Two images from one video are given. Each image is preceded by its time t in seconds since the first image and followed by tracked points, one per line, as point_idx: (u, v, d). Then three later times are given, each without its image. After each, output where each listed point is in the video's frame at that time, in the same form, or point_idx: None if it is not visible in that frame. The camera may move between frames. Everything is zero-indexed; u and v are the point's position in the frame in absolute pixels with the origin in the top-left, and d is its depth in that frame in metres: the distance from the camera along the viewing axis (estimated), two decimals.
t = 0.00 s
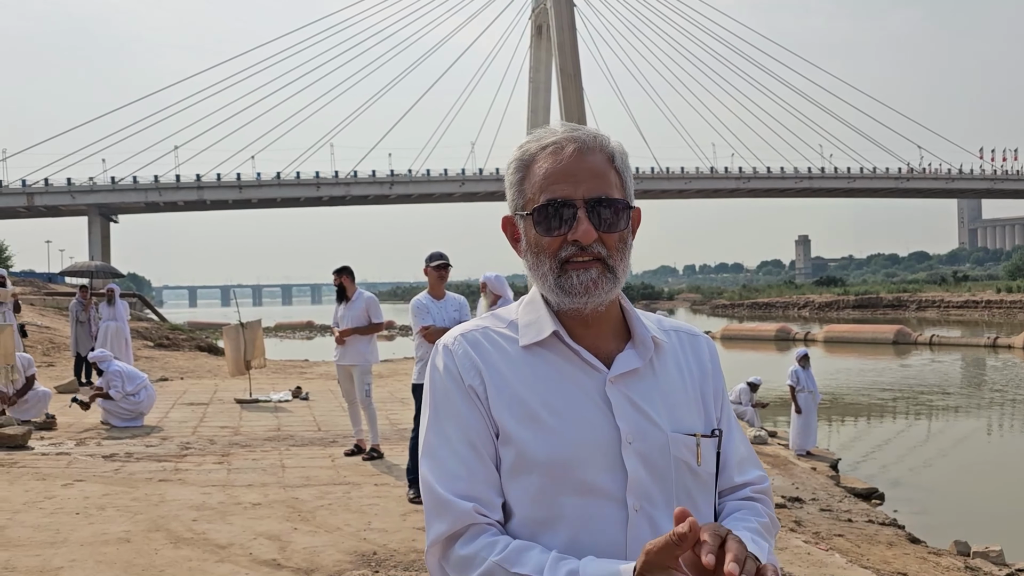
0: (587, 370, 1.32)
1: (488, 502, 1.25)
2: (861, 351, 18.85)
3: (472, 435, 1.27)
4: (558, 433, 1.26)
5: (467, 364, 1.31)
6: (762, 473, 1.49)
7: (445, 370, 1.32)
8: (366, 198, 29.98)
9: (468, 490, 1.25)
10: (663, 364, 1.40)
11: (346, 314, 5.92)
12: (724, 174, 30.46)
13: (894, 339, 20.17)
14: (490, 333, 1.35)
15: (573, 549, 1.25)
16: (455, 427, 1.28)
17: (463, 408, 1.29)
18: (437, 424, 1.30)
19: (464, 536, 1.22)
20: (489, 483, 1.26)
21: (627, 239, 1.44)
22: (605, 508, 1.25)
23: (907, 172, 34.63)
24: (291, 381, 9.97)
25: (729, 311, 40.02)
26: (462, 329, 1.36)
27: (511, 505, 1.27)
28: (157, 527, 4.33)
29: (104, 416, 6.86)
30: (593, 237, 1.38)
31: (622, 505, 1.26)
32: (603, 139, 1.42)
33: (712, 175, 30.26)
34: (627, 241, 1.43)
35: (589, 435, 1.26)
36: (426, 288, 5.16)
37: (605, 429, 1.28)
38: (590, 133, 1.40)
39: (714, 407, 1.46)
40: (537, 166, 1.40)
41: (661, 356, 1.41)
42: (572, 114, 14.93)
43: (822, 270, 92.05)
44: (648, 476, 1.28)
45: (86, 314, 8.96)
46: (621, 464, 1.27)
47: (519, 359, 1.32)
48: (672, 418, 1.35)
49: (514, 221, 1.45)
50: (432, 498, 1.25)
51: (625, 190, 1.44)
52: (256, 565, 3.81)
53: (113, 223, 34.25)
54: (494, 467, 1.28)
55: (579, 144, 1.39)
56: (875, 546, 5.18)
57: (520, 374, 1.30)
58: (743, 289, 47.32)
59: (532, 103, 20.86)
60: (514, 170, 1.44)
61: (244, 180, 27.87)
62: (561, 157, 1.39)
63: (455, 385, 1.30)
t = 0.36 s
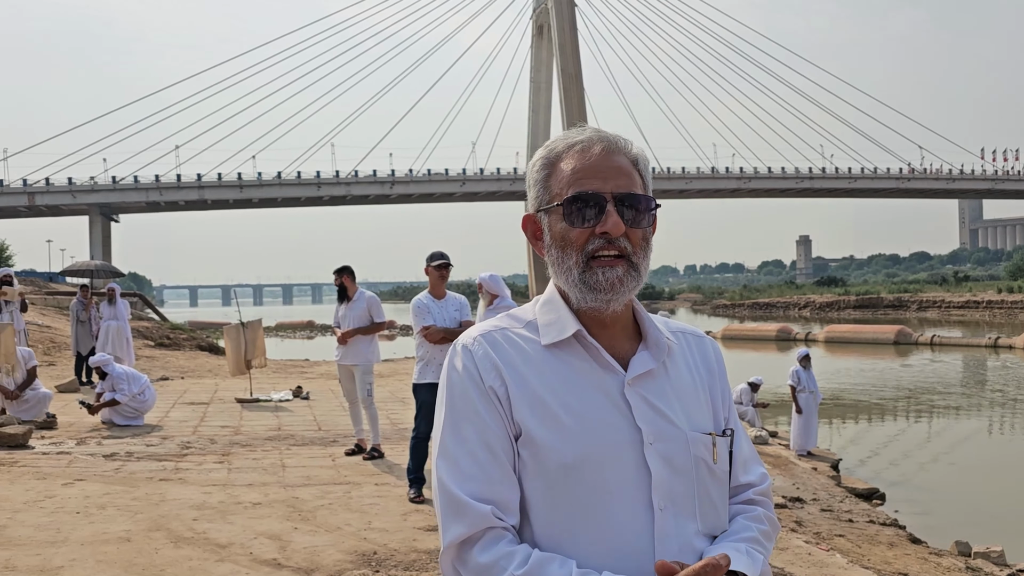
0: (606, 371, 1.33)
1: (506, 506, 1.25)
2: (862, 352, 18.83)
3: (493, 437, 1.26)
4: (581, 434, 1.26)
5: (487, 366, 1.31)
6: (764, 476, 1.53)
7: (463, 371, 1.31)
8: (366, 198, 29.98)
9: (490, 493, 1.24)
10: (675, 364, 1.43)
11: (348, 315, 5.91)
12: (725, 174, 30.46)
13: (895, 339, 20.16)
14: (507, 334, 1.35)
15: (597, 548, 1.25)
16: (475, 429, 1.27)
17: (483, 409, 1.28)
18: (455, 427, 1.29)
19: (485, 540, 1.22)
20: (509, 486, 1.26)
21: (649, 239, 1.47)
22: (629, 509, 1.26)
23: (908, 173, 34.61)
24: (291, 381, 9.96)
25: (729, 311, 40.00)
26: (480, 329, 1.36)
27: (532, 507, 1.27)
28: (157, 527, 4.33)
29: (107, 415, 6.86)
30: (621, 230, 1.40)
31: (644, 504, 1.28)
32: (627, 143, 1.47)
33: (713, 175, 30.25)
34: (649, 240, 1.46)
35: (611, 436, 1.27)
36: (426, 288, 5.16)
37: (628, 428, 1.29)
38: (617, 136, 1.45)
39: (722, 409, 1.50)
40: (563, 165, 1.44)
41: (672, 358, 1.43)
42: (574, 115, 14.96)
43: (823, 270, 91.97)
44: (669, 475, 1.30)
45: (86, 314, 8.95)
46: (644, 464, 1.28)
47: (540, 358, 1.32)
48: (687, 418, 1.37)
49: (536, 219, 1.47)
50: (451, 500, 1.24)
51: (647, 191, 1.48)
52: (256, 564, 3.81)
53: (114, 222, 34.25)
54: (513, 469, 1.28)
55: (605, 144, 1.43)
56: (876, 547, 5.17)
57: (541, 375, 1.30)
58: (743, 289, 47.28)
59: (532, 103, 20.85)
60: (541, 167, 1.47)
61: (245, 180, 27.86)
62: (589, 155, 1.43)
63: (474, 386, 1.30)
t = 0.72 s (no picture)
0: (613, 369, 1.34)
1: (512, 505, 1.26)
2: (859, 352, 18.87)
3: (503, 439, 1.27)
4: (589, 432, 1.27)
5: (493, 369, 1.31)
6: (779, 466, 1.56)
7: (470, 376, 1.32)
8: (364, 197, 29.99)
9: (491, 493, 1.24)
10: (683, 361, 1.43)
11: (345, 315, 5.91)
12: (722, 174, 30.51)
13: (892, 340, 20.21)
14: (513, 337, 1.35)
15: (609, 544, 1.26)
16: (480, 432, 1.28)
17: (488, 414, 1.29)
18: (460, 431, 1.30)
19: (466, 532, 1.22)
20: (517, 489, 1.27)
21: (654, 243, 1.49)
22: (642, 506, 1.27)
23: (904, 173, 34.69)
24: (288, 381, 9.95)
25: (726, 311, 40.06)
26: (487, 334, 1.36)
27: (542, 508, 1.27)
28: (153, 527, 4.32)
29: (105, 415, 6.83)
30: (629, 235, 1.42)
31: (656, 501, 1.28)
32: (637, 148, 1.48)
33: (710, 175, 30.30)
34: (656, 246, 1.48)
35: (619, 433, 1.28)
36: (423, 288, 5.16)
37: (636, 425, 1.29)
38: (628, 142, 1.46)
39: (732, 403, 1.51)
40: (575, 168, 1.45)
41: (681, 356, 1.44)
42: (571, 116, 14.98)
43: (820, 271, 92.11)
44: (681, 470, 1.31)
45: (82, 313, 8.93)
46: (654, 461, 1.29)
47: (547, 360, 1.33)
48: (696, 414, 1.38)
49: (545, 220, 1.49)
50: (452, 501, 1.25)
51: (655, 196, 1.50)
52: (253, 565, 3.81)
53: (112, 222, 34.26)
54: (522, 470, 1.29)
55: (618, 149, 1.45)
56: (872, 547, 5.18)
57: (547, 375, 1.31)
58: (740, 289, 47.35)
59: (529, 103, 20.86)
60: (551, 170, 1.48)
61: (242, 180, 27.81)
62: (601, 160, 1.44)
63: (479, 391, 1.30)
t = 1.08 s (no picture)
0: (614, 374, 1.41)
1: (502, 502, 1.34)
2: (850, 351, 18.89)
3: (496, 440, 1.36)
4: (586, 435, 1.34)
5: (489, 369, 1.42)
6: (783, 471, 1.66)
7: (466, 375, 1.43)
8: (356, 196, 29.89)
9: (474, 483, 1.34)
10: (685, 368, 1.49)
11: (337, 314, 5.90)
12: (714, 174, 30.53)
13: (883, 339, 20.25)
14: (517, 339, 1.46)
15: (600, 546, 1.32)
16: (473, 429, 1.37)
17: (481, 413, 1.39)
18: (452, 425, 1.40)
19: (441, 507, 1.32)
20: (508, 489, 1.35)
21: (664, 251, 1.54)
22: (638, 510, 1.33)
23: (896, 173, 34.75)
24: (279, 380, 9.93)
25: (718, 310, 40.09)
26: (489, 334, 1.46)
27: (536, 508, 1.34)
28: (144, 526, 4.32)
29: (95, 413, 6.80)
30: (637, 242, 1.48)
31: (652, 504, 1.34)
32: (654, 158, 1.53)
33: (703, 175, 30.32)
34: (665, 253, 1.53)
35: (615, 436, 1.36)
36: (415, 287, 5.16)
37: (633, 429, 1.37)
38: (646, 150, 1.52)
39: (736, 411, 1.55)
40: (589, 172, 1.51)
41: (683, 362, 1.50)
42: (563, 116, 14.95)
43: (812, 270, 92.25)
44: (677, 473, 1.37)
45: (74, 312, 8.91)
46: (651, 464, 1.36)
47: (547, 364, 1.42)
48: (696, 420, 1.44)
49: (557, 219, 1.56)
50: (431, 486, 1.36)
51: (668, 207, 1.55)
52: (244, 564, 3.81)
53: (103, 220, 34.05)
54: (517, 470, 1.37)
55: (635, 157, 1.51)
56: (862, 546, 5.21)
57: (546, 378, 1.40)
58: (733, 289, 47.39)
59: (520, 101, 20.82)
60: (566, 171, 1.54)
61: (233, 178, 27.71)
62: (617, 165, 1.50)
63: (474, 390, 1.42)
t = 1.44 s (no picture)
0: (608, 379, 1.41)
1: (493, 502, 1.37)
2: (836, 351, 18.98)
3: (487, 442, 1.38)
4: (578, 441, 1.35)
5: (484, 373, 1.42)
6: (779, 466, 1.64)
7: (463, 379, 1.44)
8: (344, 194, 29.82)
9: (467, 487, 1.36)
10: (683, 371, 1.48)
11: (324, 312, 5.88)
12: (702, 174, 30.61)
13: (869, 339, 20.35)
14: (515, 341, 1.45)
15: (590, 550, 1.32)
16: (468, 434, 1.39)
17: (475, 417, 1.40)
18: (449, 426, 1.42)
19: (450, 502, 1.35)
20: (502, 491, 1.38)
21: (662, 259, 1.52)
22: (629, 517, 1.34)
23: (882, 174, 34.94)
24: (266, 378, 9.90)
25: (705, 310, 40.22)
26: (486, 336, 1.46)
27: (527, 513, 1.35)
28: (129, 525, 4.29)
29: (80, 412, 6.77)
30: (632, 254, 1.47)
31: (644, 511, 1.34)
32: (657, 159, 1.50)
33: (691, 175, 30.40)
34: (662, 262, 1.52)
35: (607, 441, 1.35)
36: (402, 286, 5.15)
37: (625, 436, 1.37)
38: (648, 152, 1.49)
39: (735, 413, 1.54)
40: (589, 175, 1.49)
41: (682, 365, 1.48)
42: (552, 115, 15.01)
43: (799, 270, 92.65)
44: (669, 480, 1.37)
45: (58, 309, 8.86)
46: (642, 471, 1.36)
47: (543, 366, 1.42)
48: (691, 425, 1.43)
49: (555, 221, 1.55)
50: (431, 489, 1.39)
51: (668, 213, 1.53)
52: (229, 563, 3.79)
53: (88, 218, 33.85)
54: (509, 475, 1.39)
55: (635, 161, 1.48)
56: (848, 544, 5.24)
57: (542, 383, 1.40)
58: (720, 288, 47.55)
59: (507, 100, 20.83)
60: (565, 171, 1.52)
61: (221, 176, 27.62)
62: (615, 170, 1.48)
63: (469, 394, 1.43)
